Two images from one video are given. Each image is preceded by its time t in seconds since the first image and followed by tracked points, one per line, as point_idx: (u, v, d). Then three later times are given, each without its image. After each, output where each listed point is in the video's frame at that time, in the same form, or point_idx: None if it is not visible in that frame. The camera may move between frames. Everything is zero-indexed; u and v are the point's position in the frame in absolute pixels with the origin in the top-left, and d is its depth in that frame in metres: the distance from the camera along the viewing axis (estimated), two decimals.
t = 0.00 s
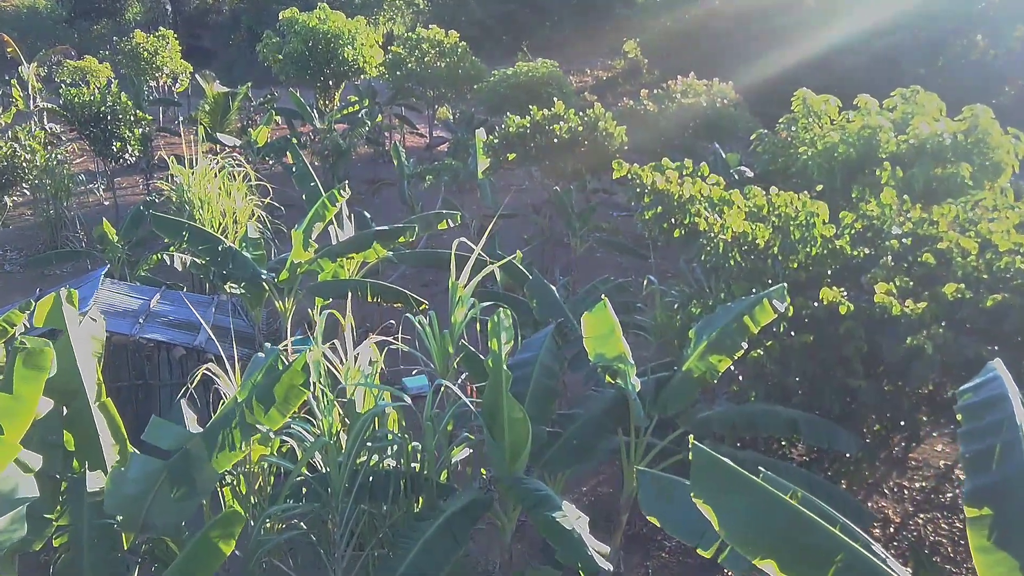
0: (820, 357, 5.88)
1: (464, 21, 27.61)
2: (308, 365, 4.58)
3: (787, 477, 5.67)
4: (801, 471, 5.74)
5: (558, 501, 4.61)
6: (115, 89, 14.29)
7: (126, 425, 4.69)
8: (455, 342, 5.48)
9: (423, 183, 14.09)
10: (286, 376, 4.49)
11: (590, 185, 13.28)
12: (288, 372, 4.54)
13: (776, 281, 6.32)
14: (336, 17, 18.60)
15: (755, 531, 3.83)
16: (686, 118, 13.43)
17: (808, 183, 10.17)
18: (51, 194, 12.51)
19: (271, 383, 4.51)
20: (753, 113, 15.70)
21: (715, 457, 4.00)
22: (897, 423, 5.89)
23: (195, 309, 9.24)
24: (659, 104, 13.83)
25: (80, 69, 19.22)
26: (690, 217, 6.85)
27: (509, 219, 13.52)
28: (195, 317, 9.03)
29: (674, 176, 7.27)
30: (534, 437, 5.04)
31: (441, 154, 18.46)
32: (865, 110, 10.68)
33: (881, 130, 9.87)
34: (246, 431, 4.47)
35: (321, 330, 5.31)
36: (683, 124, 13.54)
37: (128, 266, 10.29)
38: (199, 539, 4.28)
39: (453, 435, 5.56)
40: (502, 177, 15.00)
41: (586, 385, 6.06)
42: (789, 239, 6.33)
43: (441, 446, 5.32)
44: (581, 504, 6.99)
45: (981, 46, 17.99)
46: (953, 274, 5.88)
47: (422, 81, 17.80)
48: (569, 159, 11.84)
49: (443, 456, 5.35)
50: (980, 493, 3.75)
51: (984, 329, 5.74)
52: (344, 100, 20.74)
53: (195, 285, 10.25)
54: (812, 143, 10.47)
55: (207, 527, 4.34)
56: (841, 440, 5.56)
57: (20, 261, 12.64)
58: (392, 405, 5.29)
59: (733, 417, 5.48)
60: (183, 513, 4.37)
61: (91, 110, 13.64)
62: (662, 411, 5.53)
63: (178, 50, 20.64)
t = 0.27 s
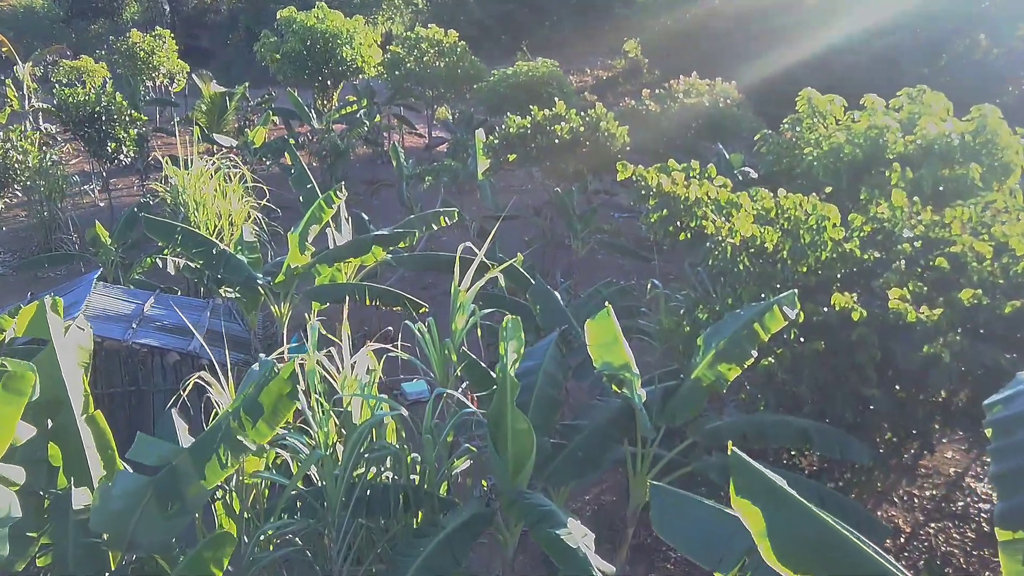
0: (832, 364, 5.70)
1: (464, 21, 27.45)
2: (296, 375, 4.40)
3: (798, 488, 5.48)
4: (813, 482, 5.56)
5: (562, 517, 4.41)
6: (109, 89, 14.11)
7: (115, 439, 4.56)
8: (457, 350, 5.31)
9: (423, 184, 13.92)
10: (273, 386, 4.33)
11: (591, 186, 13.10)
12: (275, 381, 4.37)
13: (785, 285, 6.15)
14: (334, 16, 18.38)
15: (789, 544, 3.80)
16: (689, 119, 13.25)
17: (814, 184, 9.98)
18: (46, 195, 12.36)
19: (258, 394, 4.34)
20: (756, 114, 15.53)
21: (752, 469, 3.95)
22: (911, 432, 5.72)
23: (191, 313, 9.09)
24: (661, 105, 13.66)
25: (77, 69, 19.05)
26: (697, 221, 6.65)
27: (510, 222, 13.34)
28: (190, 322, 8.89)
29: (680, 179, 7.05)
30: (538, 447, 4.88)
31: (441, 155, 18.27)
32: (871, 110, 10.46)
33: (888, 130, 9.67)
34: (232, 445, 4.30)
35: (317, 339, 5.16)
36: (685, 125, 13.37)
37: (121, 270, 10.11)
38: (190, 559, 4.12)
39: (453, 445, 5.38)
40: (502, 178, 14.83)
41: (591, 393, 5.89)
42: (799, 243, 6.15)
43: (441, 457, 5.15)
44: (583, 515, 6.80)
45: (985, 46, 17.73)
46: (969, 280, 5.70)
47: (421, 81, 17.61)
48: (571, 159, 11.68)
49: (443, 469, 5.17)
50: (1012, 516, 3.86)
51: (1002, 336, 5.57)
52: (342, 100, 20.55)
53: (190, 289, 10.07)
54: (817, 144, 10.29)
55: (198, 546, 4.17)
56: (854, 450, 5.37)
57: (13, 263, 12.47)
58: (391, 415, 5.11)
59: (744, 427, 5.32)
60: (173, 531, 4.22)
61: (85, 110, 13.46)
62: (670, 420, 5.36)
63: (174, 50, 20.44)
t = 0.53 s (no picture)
0: (845, 374, 5.52)
1: (464, 21, 27.27)
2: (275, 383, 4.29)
3: (810, 502, 5.30)
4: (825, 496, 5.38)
5: (568, 539, 4.21)
6: (104, 90, 13.91)
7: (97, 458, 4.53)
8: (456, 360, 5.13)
9: (422, 186, 13.74)
10: (251, 394, 4.21)
11: (593, 188, 12.93)
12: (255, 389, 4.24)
13: (795, 293, 5.98)
14: (333, 16, 18.19)
15: None
16: (691, 120, 13.07)
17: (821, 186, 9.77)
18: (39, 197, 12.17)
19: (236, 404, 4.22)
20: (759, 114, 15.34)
21: (782, 496, 4.05)
22: (925, 444, 5.55)
23: (187, 318, 8.90)
24: (664, 105, 13.48)
25: (72, 70, 18.85)
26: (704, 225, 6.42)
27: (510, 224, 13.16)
28: (186, 327, 8.72)
29: (687, 182, 6.83)
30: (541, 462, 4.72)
31: (440, 156, 18.09)
32: (878, 111, 10.25)
33: (896, 132, 9.27)
34: (209, 457, 4.17)
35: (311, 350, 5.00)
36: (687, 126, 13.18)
37: (115, 273, 9.94)
38: None
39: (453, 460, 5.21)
40: (502, 180, 14.65)
41: (595, 404, 5.71)
42: (809, 248, 5.93)
43: (440, 472, 4.98)
44: (587, 528, 6.63)
45: (989, 46, 17.78)
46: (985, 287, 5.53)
47: (421, 82, 17.42)
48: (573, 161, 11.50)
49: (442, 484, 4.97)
50: None
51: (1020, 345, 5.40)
52: (341, 101, 20.37)
53: (186, 294, 9.90)
54: (823, 145, 10.09)
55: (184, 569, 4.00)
56: (868, 463, 5.19)
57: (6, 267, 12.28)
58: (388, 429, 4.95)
59: (753, 440, 5.16)
60: (154, 552, 4.14)
61: (80, 111, 13.26)
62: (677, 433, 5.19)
63: (171, 50, 20.24)
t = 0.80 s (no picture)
0: (855, 384, 5.34)
1: (462, 21, 27.06)
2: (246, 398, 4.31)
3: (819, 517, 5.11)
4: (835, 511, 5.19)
5: (570, 563, 4.00)
6: (96, 90, 13.72)
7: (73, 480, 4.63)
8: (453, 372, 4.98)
9: (419, 188, 13.55)
10: (221, 411, 4.23)
11: (593, 189, 12.73)
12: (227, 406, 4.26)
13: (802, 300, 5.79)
14: (330, 15, 17.99)
15: None
16: (693, 120, 12.87)
17: (825, 188, 9.60)
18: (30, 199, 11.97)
19: (206, 423, 4.25)
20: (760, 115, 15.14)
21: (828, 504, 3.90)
22: (938, 457, 5.36)
23: (177, 325, 8.71)
24: (664, 106, 13.29)
25: (66, 70, 18.65)
26: (708, 229, 6.24)
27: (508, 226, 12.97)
28: (176, 334, 8.54)
29: (691, 186, 6.63)
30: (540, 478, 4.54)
31: (438, 157, 17.91)
32: (882, 111, 10.05)
33: (900, 133, 9.06)
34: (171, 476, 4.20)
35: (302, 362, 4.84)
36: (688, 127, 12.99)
37: (105, 278, 9.75)
38: None
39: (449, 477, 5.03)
40: (500, 182, 14.46)
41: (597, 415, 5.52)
42: (817, 253, 5.74)
43: (437, 489, 4.79)
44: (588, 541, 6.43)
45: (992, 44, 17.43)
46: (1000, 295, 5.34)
47: (418, 82, 17.22)
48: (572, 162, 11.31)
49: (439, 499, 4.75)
50: None
51: None
52: (339, 101, 20.18)
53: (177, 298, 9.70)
54: (827, 146, 9.90)
55: None
56: (878, 475, 5.00)
57: None
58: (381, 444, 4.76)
59: (761, 454, 4.96)
60: None
61: (71, 112, 13.07)
62: (682, 446, 5.00)
63: (167, 50, 20.02)
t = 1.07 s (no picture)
0: (868, 394, 5.18)
1: (461, 21, 26.87)
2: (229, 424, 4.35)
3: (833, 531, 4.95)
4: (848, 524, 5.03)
5: None
6: (91, 90, 13.54)
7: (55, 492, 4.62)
8: (453, 382, 4.81)
9: (418, 189, 13.38)
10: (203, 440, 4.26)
11: (594, 191, 12.57)
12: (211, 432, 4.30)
13: (813, 306, 5.62)
14: (327, 15, 17.80)
15: None
16: (695, 121, 12.71)
17: (830, 190, 9.41)
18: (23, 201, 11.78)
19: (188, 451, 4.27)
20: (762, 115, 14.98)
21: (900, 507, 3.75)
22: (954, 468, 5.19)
23: (169, 330, 8.54)
24: (666, 106, 13.14)
25: (62, 70, 18.45)
26: (716, 233, 6.07)
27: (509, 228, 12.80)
28: (169, 339, 8.37)
29: (698, 189, 6.44)
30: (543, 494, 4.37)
31: (437, 157, 17.72)
32: (888, 111, 9.89)
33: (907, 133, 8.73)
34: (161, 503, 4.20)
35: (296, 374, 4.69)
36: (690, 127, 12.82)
37: (98, 282, 9.58)
38: None
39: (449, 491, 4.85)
40: (500, 183, 14.29)
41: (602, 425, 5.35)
42: (827, 259, 5.56)
43: (436, 504, 4.61)
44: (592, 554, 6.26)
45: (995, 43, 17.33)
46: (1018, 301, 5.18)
47: (417, 82, 17.05)
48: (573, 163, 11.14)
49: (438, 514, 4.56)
50: None
51: None
52: (337, 102, 20.00)
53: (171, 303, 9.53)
54: (832, 147, 9.74)
55: None
56: (893, 488, 4.82)
57: None
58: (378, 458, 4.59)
59: (772, 467, 4.77)
60: None
61: (65, 113, 12.88)
62: (691, 459, 4.83)
63: (163, 49, 19.83)
